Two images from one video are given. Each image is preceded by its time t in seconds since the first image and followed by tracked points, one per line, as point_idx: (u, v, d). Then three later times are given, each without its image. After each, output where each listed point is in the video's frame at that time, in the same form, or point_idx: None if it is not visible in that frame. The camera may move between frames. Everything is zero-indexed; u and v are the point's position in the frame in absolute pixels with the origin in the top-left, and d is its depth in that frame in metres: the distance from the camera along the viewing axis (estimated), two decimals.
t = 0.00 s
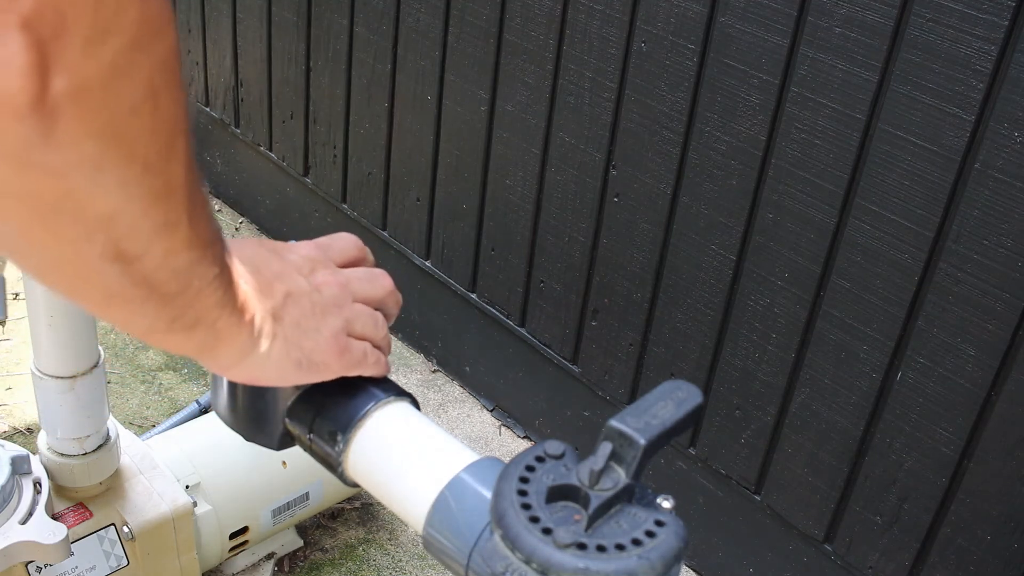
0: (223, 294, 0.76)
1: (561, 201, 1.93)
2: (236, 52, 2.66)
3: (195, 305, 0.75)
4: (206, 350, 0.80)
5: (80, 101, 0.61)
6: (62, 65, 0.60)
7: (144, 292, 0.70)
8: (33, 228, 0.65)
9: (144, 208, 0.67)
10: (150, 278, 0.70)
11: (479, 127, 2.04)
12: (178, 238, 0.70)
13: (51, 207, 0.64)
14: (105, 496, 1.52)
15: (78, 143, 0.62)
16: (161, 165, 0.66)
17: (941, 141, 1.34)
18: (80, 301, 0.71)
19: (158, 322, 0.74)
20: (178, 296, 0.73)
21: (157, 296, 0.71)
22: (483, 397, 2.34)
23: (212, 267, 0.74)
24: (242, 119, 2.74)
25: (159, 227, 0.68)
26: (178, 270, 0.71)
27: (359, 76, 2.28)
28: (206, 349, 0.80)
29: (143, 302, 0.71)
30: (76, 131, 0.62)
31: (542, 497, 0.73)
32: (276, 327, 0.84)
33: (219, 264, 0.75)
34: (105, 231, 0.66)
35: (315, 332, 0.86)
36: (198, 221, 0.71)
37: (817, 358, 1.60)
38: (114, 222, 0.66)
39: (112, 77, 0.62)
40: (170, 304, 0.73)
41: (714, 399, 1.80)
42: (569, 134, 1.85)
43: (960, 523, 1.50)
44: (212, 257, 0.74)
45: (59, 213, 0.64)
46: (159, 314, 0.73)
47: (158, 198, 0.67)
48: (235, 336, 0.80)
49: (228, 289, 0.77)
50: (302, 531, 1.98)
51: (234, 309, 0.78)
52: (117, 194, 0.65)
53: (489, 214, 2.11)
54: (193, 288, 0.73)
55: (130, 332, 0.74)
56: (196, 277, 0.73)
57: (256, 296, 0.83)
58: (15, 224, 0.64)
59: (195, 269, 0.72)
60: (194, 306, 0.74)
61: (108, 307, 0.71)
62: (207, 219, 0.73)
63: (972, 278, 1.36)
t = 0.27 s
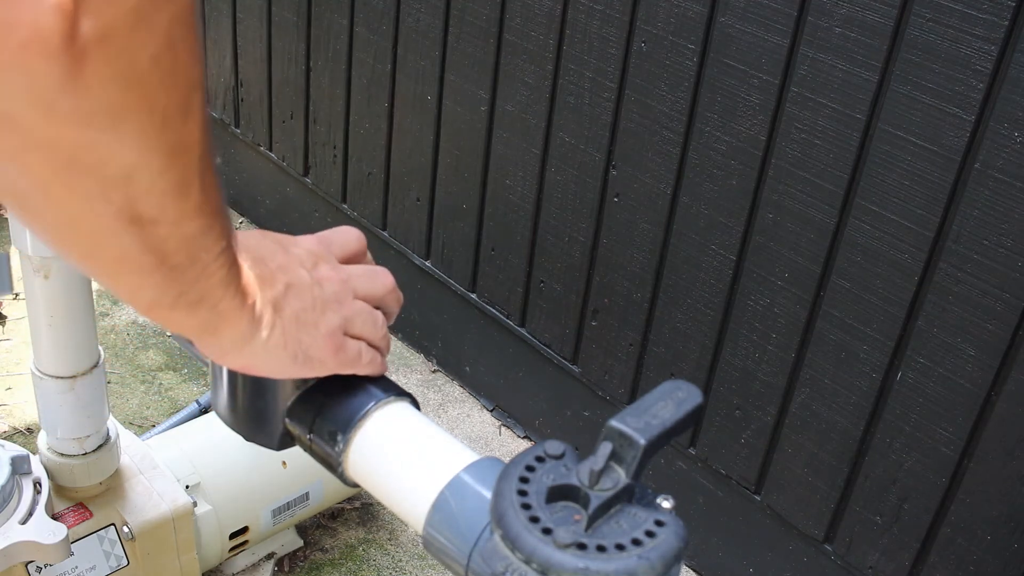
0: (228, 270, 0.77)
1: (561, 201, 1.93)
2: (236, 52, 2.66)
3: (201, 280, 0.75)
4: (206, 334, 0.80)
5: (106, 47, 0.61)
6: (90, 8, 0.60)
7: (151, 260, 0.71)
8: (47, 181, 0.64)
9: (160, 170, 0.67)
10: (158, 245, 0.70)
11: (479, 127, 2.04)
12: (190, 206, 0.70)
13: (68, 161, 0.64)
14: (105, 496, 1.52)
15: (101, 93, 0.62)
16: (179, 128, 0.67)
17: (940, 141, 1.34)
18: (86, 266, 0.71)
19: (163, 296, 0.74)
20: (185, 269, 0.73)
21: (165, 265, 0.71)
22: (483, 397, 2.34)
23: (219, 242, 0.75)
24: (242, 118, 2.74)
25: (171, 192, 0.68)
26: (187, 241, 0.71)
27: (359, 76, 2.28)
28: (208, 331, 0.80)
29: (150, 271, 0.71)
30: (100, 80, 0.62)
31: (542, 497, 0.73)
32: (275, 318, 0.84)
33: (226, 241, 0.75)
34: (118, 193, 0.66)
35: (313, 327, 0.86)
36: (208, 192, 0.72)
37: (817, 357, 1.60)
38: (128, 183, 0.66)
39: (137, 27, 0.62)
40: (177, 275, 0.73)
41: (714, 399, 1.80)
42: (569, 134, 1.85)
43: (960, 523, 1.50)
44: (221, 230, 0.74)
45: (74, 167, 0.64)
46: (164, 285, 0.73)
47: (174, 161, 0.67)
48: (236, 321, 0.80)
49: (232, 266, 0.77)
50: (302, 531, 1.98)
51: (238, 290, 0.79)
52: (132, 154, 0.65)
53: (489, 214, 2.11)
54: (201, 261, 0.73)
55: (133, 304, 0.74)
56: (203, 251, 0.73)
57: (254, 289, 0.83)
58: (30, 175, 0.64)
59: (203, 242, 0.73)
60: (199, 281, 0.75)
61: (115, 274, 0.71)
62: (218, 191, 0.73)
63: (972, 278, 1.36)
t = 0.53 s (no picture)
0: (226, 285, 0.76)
1: (561, 201, 1.93)
2: (236, 52, 2.66)
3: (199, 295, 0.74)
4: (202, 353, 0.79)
5: (119, 55, 0.60)
6: (103, 14, 0.58)
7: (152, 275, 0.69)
8: (49, 194, 0.63)
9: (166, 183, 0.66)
10: (160, 261, 0.69)
11: (479, 127, 2.04)
12: (193, 221, 0.69)
13: (75, 173, 0.62)
14: (105, 496, 1.52)
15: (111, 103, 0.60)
16: (184, 139, 0.66)
17: (941, 141, 1.33)
18: (83, 280, 0.69)
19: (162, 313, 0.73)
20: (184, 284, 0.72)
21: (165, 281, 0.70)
22: (483, 397, 2.34)
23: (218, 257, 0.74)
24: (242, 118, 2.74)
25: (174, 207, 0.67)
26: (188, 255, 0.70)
27: (359, 76, 2.28)
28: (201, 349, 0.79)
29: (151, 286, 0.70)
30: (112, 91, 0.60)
31: (542, 497, 0.73)
32: (274, 335, 0.84)
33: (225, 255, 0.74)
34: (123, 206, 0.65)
35: (315, 337, 0.86)
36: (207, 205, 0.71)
37: (817, 357, 1.60)
38: (134, 197, 0.65)
39: (147, 34, 0.60)
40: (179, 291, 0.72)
41: (714, 399, 1.80)
42: (569, 134, 1.85)
43: (960, 523, 1.50)
44: (219, 246, 0.73)
45: (81, 180, 0.62)
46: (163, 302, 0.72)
47: (178, 174, 0.66)
48: (235, 342, 0.80)
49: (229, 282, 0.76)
50: (302, 531, 1.98)
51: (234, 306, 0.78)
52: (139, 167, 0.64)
53: (489, 214, 2.11)
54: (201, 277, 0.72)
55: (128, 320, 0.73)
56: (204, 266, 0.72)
57: (251, 304, 0.83)
58: (35, 185, 0.62)
59: (203, 257, 0.72)
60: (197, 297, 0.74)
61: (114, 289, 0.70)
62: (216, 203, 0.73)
63: (972, 278, 1.36)
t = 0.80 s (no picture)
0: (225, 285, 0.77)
1: (561, 201, 1.93)
2: (236, 52, 2.66)
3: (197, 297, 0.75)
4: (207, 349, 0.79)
5: (101, 74, 0.59)
6: (82, 35, 0.57)
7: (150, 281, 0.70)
8: (38, 207, 0.63)
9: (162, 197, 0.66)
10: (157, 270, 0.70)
11: (479, 127, 2.04)
12: (188, 224, 0.69)
13: (69, 190, 0.63)
14: (105, 496, 1.52)
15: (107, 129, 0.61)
16: (174, 149, 0.65)
17: (941, 141, 1.34)
18: (77, 286, 0.70)
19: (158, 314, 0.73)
20: (181, 289, 0.73)
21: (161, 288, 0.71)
22: (483, 397, 2.34)
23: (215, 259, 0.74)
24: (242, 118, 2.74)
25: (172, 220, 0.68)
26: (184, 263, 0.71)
27: (359, 76, 2.28)
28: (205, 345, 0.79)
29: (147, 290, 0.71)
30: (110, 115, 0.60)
31: (542, 497, 0.73)
32: (279, 325, 0.83)
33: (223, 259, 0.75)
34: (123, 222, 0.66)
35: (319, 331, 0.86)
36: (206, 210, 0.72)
37: (817, 358, 1.60)
38: (131, 209, 0.65)
39: (131, 44, 0.60)
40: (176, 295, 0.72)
41: (714, 399, 1.80)
42: (569, 134, 1.85)
43: (960, 523, 1.50)
44: (218, 244, 0.73)
45: (70, 194, 0.63)
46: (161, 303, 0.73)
47: (172, 180, 0.66)
48: (240, 332, 0.79)
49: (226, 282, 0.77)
50: (302, 531, 1.98)
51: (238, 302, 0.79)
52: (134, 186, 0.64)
53: (489, 214, 2.11)
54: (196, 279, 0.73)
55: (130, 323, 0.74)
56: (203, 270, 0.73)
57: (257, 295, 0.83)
58: (25, 205, 0.63)
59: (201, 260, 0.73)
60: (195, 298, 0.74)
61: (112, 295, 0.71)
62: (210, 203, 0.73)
63: (972, 278, 1.36)
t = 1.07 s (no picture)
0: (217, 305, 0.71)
1: (561, 201, 1.93)
2: (236, 52, 2.66)
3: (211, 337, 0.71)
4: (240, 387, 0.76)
5: None
6: None
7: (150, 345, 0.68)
8: None
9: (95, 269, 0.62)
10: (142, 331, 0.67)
11: (479, 127, 2.04)
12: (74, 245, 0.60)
13: None
14: (105, 496, 1.51)
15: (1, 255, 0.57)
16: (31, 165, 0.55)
17: (941, 141, 1.34)
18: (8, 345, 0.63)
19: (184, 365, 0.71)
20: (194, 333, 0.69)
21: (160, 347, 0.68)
22: (483, 397, 2.34)
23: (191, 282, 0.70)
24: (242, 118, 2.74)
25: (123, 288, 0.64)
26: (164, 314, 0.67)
27: (359, 76, 2.28)
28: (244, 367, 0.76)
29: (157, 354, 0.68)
30: None
31: (542, 497, 0.73)
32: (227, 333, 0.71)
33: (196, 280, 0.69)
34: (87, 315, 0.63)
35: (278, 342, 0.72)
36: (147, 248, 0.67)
37: (817, 358, 1.60)
38: (80, 307, 0.62)
39: None
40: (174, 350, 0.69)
41: (714, 399, 1.80)
42: (569, 134, 1.85)
43: (960, 523, 1.50)
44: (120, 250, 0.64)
45: None
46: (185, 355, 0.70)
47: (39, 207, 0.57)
48: (181, 337, 0.69)
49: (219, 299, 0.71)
50: (302, 531, 1.98)
51: (277, 322, 0.72)
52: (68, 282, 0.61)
53: (489, 214, 2.11)
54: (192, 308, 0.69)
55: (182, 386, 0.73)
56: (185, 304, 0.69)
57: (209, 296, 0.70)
58: None
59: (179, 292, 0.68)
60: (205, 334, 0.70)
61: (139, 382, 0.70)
62: (141, 232, 0.67)
63: (972, 278, 1.36)
